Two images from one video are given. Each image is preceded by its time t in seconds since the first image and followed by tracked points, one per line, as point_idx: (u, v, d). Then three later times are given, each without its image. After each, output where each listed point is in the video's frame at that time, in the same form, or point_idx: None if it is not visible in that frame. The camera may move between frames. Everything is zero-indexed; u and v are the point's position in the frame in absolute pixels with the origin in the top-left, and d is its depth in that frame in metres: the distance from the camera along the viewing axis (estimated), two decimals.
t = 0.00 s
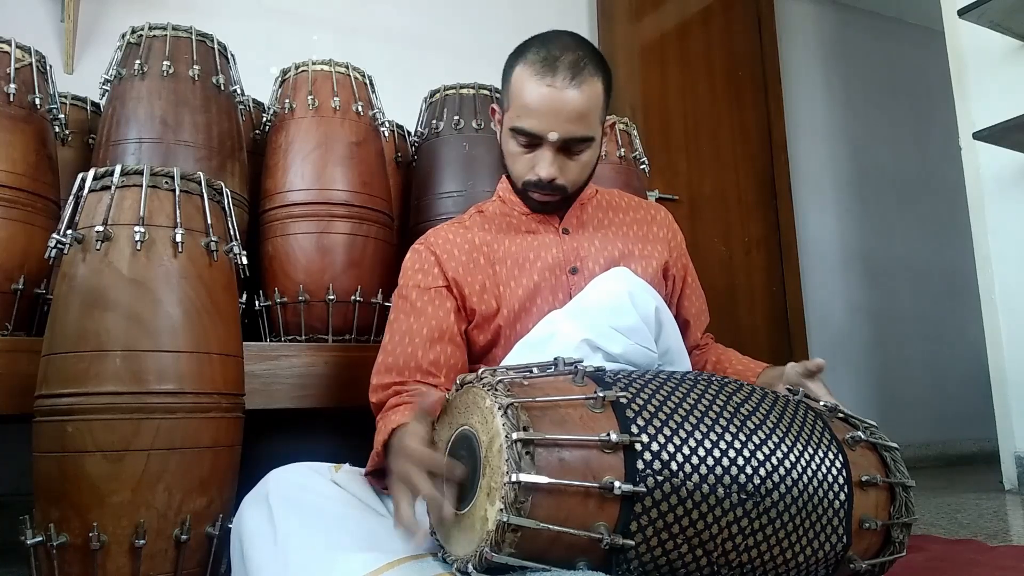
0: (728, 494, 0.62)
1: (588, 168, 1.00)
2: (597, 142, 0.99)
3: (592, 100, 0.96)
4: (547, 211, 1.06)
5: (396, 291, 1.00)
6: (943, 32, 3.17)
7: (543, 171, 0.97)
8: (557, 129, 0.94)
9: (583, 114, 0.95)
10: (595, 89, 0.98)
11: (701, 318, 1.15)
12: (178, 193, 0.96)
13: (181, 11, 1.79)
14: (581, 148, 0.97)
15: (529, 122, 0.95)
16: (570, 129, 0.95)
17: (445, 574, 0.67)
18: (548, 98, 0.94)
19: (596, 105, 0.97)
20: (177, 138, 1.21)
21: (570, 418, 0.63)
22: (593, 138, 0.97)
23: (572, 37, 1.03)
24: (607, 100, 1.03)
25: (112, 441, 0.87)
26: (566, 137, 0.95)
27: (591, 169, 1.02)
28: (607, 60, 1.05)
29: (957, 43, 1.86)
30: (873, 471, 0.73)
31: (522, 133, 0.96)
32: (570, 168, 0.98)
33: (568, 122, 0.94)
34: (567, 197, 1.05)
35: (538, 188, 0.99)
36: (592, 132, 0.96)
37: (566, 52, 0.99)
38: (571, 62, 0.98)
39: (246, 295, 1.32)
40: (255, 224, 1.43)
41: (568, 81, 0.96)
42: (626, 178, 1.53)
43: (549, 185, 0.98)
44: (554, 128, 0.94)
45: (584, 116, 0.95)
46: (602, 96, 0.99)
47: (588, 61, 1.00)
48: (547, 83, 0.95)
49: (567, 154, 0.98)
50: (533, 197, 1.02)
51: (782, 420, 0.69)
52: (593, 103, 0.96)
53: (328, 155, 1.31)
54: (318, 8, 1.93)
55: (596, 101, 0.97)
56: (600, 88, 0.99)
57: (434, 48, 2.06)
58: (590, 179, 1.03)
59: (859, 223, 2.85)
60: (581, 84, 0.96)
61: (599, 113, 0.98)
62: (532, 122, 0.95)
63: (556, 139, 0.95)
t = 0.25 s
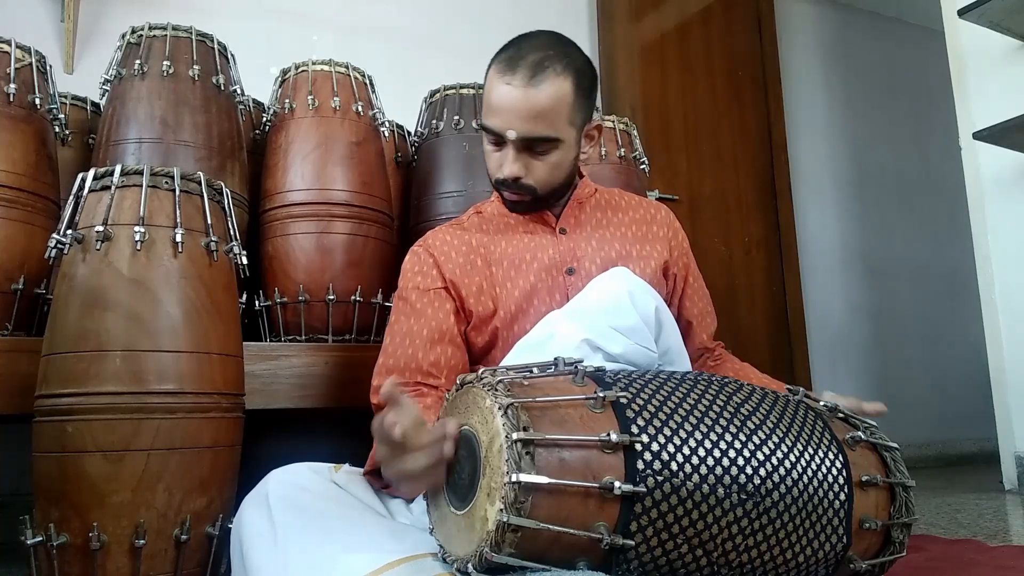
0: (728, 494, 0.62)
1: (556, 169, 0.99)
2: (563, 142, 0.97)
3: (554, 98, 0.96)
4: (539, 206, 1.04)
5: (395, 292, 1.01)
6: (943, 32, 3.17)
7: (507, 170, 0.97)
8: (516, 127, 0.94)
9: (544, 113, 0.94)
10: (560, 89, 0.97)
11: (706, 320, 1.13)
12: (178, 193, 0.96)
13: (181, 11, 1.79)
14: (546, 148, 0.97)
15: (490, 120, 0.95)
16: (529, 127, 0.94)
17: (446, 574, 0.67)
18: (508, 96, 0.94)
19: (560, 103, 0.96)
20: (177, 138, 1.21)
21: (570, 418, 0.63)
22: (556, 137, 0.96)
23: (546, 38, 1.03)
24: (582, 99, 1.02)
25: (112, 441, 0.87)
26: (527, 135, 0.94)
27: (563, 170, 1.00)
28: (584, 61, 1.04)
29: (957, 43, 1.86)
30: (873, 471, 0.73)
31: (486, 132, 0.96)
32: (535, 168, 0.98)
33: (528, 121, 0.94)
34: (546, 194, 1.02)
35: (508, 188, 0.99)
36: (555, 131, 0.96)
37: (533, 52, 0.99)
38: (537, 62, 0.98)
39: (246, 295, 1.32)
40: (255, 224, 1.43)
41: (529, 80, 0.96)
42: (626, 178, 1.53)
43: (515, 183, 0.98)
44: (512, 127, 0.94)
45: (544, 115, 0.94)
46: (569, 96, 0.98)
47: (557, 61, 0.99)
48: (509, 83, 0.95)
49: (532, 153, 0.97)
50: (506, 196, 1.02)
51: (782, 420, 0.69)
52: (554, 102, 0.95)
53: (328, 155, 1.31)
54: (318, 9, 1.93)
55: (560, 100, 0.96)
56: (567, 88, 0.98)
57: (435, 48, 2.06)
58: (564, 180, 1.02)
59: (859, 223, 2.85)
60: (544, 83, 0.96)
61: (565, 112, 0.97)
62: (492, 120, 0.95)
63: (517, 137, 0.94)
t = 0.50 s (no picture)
0: (727, 494, 0.62)
1: (538, 170, 0.99)
2: (541, 142, 0.98)
3: (525, 100, 0.96)
4: (529, 207, 1.03)
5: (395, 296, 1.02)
6: (943, 32, 3.17)
7: (488, 174, 0.97)
8: (489, 130, 0.94)
9: (515, 115, 0.95)
10: (532, 90, 0.98)
11: (709, 318, 1.11)
12: (178, 193, 0.96)
13: (181, 11, 1.79)
14: (524, 149, 0.97)
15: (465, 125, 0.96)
16: (503, 129, 0.94)
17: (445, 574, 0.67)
18: (479, 101, 0.95)
19: (532, 104, 0.97)
20: (177, 138, 1.21)
21: (569, 418, 0.63)
22: (533, 137, 0.96)
23: (518, 42, 1.04)
24: (560, 99, 1.02)
25: (112, 441, 0.87)
26: (500, 138, 0.95)
27: (546, 171, 1.00)
28: (559, 61, 1.05)
29: (957, 43, 1.86)
30: (872, 471, 0.73)
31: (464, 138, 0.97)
32: (516, 170, 0.98)
33: (499, 123, 0.94)
34: (534, 194, 1.01)
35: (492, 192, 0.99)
36: (530, 131, 0.96)
37: (504, 56, 1.00)
38: (506, 66, 0.99)
39: (246, 295, 1.32)
40: (255, 224, 1.43)
41: (498, 85, 0.97)
42: (626, 178, 1.53)
43: (497, 187, 0.98)
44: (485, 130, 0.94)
45: (516, 117, 0.95)
46: (543, 96, 0.99)
47: (528, 64, 1.01)
48: (480, 88, 0.97)
49: (511, 155, 0.97)
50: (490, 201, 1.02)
51: (781, 420, 0.69)
52: (524, 103, 0.96)
53: (328, 155, 1.31)
54: (318, 9, 1.94)
55: (534, 101, 0.97)
56: (540, 88, 0.99)
57: (435, 48, 2.06)
58: (548, 182, 1.01)
59: (860, 223, 2.85)
60: (513, 87, 0.97)
61: (539, 112, 0.97)
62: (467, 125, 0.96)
63: (491, 140, 0.94)
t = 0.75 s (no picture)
0: (728, 494, 0.62)
1: (542, 164, 0.99)
2: (545, 136, 0.98)
3: (531, 93, 0.97)
4: (531, 206, 1.03)
5: (393, 294, 1.01)
6: (943, 32, 3.17)
7: (492, 167, 0.97)
8: (494, 122, 0.94)
9: (520, 107, 0.95)
10: (538, 83, 0.98)
11: (706, 323, 1.12)
12: (178, 193, 0.96)
13: (180, 11, 1.79)
14: (528, 142, 0.97)
15: (470, 118, 0.96)
16: (508, 122, 0.95)
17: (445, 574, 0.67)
18: (485, 93, 0.96)
19: (538, 98, 0.97)
20: (177, 138, 1.21)
21: (570, 418, 0.63)
22: (537, 131, 0.97)
23: (524, 36, 1.04)
24: (564, 95, 1.03)
25: (112, 441, 0.87)
26: (505, 130, 0.95)
27: (549, 166, 1.00)
28: (565, 56, 1.05)
29: (957, 43, 1.86)
30: (872, 471, 0.73)
31: (469, 131, 0.97)
32: (520, 164, 0.98)
33: (505, 116, 0.95)
34: (535, 195, 1.01)
35: (495, 186, 0.99)
36: (535, 125, 0.96)
37: (510, 48, 1.01)
38: (513, 60, 1.00)
39: (246, 295, 1.32)
40: (255, 224, 1.43)
41: (504, 78, 0.97)
42: (626, 178, 1.53)
43: (500, 181, 0.98)
44: (491, 122, 0.95)
45: (522, 110, 0.95)
46: (548, 90, 0.99)
47: (534, 57, 1.01)
48: (486, 81, 0.97)
49: (515, 149, 0.97)
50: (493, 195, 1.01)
51: (782, 420, 0.69)
52: (530, 96, 0.97)
53: (328, 154, 1.31)
54: (318, 9, 1.93)
55: (539, 94, 0.98)
56: (546, 82, 0.99)
57: (435, 48, 2.06)
58: (552, 177, 1.01)
59: (860, 223, 2.85)
60: (519, 80, 0.97)
61: (544, 106, 0.98)
62: (472, 118, 0.96)
63: (496, 133, 0.95)
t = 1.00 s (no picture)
0: (728, 494, 0.62)
1: (555, 156, 0.99)
2: (559, 127, 0.98)
3: (545, 84, 0.97)
4: (536, 200, 1.03)
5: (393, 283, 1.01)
6: (943, 32, 3.17)
7: (507, 158, 0.97)
8: (510, 112, 0.95)
9: (536, 97, 0.96)
10: (552, 74, 0.98)
11: (707, 320, 1.12)
12: (178, 193, 0.96)
13: (180, 11, 1.79)
14: (542, 132, 0.97)
15: (483, 110, 0.97)
16: (524, 111, 0.95)
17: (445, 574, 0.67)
18: (500, 84, 0.96)
19: (552, 89, 0.98)
20: (177, 138, 1.21)
21: (570, 418, 0.63)
22: (552, 121, 0.97)
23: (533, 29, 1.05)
24: (575, 88, 1.04)
25: (112, 441, 0.87)
26: (521, 119, 0.95)
27: (561, 157, 1.01)
28: (575, 50, 1.06)
29: (957, 43, 1.86)
30: (872, 471, 0.73)
31: (482, 122, 0.98)
32: (534, 155, 0.98)
33: (520, 105, 0.95)
34: (548, 184, 1.01)
35: (509, 178, 0.98)
36: (550, 114, 0.97)
37: (521, 40, 1.01)
38: (526, 51, 1.00)
39: (246, 295, 1.32)
40: (255, 224, 1.43)
41: (519, 68, 0.98)
42: (626, 178, 1.53)
43: (515, 172, 0.98)
44: (506, 112, 0.95)
45: (537, 99, 0.96)
46: (561, 82, 1.00)
47: (546, 48, 1.01)
48: (500, 72, 0.97)
49: (530, 139, 0.97)
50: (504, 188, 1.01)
51: (782, 420, 0.69)
52: (545, 86, 0.97)
53: (328, 154, 1.31)
54: (318, 8, 1.93)
55: (553, 85, 0.98)
56: (559, 73, 1.00)
57: (435, 48, 2.06)
58: (563, 169, 1.02)
59: (859, 223, 2.85)
60: (534, 71, 0.98)
61: (557, 97, 0.98)
62: (486, 110, 0.96)
63: (512, 122, 0.95)
